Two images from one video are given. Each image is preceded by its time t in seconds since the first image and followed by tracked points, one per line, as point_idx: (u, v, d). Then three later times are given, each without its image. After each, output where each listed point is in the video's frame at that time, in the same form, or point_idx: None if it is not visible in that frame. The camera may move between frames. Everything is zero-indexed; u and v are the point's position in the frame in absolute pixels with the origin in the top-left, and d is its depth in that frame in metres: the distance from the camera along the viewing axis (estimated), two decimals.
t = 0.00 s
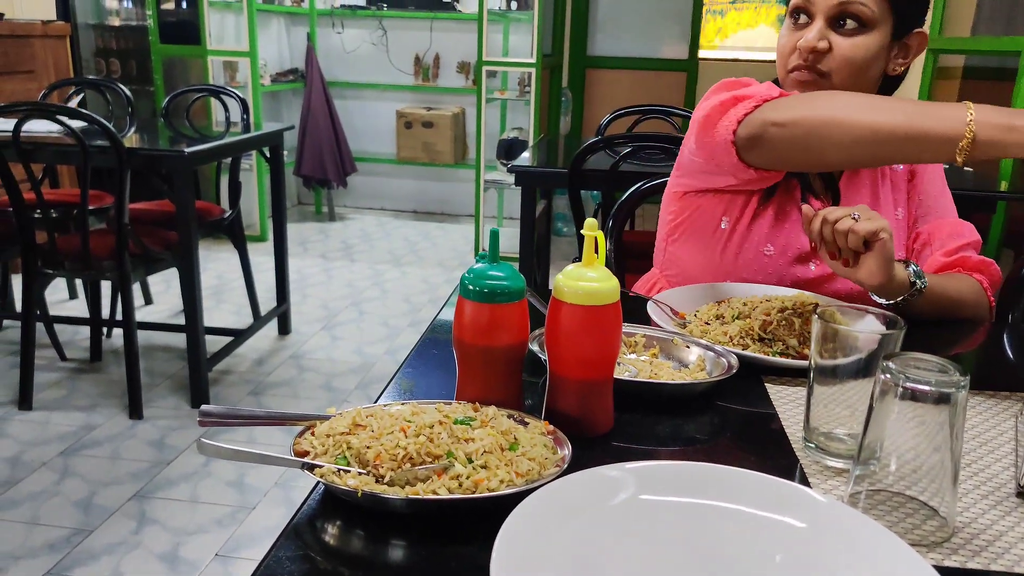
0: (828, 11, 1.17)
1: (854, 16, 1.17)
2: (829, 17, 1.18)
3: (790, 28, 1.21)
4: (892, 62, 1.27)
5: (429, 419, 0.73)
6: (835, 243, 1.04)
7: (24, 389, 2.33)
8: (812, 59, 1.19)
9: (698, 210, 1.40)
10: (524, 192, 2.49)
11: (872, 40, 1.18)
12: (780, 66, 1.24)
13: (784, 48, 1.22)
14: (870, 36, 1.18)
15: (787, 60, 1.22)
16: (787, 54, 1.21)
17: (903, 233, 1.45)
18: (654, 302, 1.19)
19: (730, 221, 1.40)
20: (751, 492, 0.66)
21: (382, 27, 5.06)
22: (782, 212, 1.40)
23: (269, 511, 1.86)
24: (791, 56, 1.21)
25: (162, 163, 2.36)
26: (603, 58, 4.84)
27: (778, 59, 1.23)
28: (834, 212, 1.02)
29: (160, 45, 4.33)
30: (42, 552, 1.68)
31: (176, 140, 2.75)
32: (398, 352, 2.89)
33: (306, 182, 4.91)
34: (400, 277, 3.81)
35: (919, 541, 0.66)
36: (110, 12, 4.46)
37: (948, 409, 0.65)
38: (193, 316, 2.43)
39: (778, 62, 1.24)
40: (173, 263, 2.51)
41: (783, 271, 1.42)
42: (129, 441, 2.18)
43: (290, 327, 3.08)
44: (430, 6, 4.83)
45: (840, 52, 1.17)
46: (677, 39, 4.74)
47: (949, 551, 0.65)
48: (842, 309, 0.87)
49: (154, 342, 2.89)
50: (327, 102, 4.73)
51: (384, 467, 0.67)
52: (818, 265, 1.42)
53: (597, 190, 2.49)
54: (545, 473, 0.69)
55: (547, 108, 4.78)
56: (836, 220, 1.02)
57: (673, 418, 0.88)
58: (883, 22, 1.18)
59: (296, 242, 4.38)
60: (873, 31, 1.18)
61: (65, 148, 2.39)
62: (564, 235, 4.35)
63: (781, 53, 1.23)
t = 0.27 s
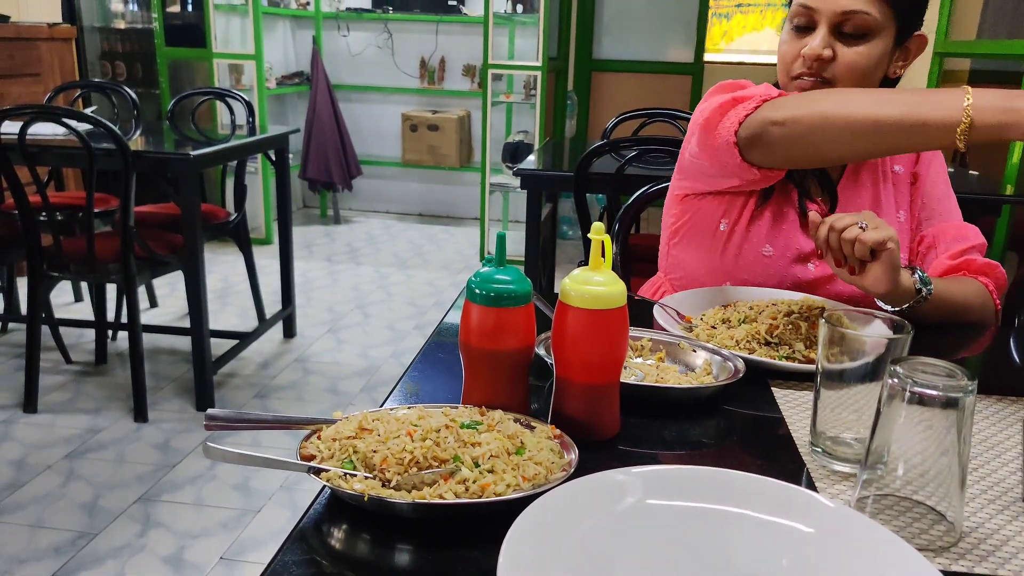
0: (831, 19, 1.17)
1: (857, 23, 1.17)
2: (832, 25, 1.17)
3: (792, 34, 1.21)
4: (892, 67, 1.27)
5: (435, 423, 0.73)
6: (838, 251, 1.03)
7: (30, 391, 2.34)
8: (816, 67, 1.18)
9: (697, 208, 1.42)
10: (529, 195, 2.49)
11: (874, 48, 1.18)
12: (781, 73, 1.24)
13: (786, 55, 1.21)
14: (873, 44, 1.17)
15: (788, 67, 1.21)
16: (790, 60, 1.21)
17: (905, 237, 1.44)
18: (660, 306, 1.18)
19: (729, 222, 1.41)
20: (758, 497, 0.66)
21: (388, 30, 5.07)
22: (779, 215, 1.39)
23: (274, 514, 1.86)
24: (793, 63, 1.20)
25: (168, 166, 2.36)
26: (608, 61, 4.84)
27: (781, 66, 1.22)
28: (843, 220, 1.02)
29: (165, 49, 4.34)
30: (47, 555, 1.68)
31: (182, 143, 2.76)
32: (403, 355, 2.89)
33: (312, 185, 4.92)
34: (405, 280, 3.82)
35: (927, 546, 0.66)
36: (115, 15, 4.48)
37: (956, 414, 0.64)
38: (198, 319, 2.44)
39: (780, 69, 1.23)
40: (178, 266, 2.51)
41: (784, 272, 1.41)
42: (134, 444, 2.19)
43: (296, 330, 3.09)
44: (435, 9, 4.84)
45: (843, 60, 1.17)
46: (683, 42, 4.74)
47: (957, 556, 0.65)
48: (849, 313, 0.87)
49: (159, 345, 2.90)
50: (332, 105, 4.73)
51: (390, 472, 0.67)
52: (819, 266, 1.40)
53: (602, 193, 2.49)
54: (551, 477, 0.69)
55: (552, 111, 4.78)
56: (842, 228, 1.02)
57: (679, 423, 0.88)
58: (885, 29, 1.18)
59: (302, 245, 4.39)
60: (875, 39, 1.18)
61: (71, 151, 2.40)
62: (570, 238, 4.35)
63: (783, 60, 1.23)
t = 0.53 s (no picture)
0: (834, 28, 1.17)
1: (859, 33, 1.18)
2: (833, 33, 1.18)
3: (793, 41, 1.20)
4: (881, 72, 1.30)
5: (435, 429, 0.73)
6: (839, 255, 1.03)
7: (29, 397, 2.34)
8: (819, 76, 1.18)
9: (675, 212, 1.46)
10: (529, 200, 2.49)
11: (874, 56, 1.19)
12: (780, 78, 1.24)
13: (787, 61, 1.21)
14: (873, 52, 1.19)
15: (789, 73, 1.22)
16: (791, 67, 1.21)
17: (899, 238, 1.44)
18: (660, 312, 1.18)
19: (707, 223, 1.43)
20: (759, 503, 0.66)
21: (389, 35, 5.08)
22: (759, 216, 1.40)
23: (274, 520, 1.86)
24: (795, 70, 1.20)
25: (169, 171, 2.36)
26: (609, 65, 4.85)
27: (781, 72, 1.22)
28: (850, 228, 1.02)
29: (166, 53, 4.35)
30: (46, 562, 1.68)
31: (182, 147, 2.76)
32: (403, 359, 2.89)
33: (312, 189, 4.92)
34: (405, 284, 3.82)
35: (928, 551, 0.65)
36: (116, 19, 4.50)
37: (956, 418, 0.64)
38: (198, 323, 2.44)
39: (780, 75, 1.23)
40: (178, 271, 2.52)
41: (762, 271, 1.41)
42: (133, 449, 2.19)
43: (296, 334, 3.09)
44: (436, 14, 4.85)
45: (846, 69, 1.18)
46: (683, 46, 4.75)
47: (958, 562, 0.65)
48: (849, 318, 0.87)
49: (159, 350, 2.90)
50: (333, 109, 4.74)
51: (390, 478, 0.67)
52: (800, 265, 1.40)
53: (603, 197, 2.49)
54: (551, 483, 0.69)
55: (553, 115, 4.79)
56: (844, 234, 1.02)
57: (679, 428, 0.88)
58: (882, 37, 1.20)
59: (302, 249, 4.40)
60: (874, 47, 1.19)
61: (72, 156, 2.40)
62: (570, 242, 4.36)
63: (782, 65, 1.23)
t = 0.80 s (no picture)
0: (805, 42, 1.19)
1: (831, 50, 1.19)
2: (805, 47, 1.19)
3: (763, 53, 1.22)
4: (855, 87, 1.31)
5: (438, 451, 0.73)
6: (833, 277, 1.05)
7: (33, 415, 2.33)
8: (790, 89, 1.20)
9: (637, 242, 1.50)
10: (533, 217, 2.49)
11: (845, 71, 1.20)
12: (750, 88, 1.25)
13: (755, 73, 1.23)
14: (844, 67, 1.20)
15: (758, 85, 1.24)
16: (760, 79, 1.23)
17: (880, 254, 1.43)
18: (664, 331, 1.18)
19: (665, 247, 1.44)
20: (765, 526, 0.65)
21: (393, 53, 5.12)
22: (715, 236, 1.41)
23: (276, 539, 1.85)
24: (764, 82, 1.22)
25: (175, 189, 2.37)
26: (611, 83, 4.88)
27: (753, 83, 1.24)
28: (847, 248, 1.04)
29: (173, 73, 4.40)
30: None
31: (188, 165, 2.78)
32: (406, 376, 2.88)
33: (317, 206, 4.94)
34: (409, 301, 3.82)
35: None
36: (125, 39, 4.55)
37: (964, 440, 0.64)
38: (202, 341, 2.44)
39: (750, 86, 1.25)
40: (183, 288, 2.52)
41: (717, 290, 1.40)
42: (136, 467, 2.18)
43: (300, 351, 3.09)
44: (440, 32, 4.89)
45: (816, 83, 1.19)
46: (685, 63, 4.77)
47: None
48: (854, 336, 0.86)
49: (163, 367, 2.90)
50: (338, 127, 4.77)
51: (393, 500, 0.66)
52: (756, 283, 1.39)
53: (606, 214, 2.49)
54: (555, 506, 0.68)
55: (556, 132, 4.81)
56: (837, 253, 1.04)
57: (684, 449, 0.87)
58: (856, 52, 1.21)
59: (306, 266, 4.41)
60: (846, 62, 1.20)
61: (79, 174, 2.41)
62: (573, 258, 4.36)
63: (751, 78, 1.25)
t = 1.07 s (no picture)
0: (765, 62, 1.22)
1: (792, 65, 1.22)
2: (766, 67, 1.22)
3: (723, 78, 1.25)
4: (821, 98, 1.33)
5: (450, 480, 0.72)
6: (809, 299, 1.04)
7: (48, 437, 2.34)
8: (756, 109, 1.23)
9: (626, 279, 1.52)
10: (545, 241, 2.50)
11: (809, 86, 1.23)
12: (717, 113, 1.29)
13: (719, 98, 1.27)
14: (807, 82, 1.23)
15: (723, 109, 1.27)
16: (723, 103, 1.26)
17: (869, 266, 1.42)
18: (678, 358, 1.17)
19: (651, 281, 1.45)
20: (783, 559, 0.64)
21: (406, 79, 5.18)
22: (698, 266, 1.41)
23: (287, 564, 1.84)
24: (729, 105, 1.26)
25: (189, 214, 2.40)
26: (622, 107, 4.91)
27: (721, 106, 1.27)
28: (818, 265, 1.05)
29: (191, 99, 4.46)
30: None
31: (203, 189, 2.80)
32: (418, 400, 2.88)
33: (330, 230, 4.98)
34: (421, 324, 3.82)
35: None
36: (144, 66, 4.63)
37: (986, 472, 0.62)
38: (216, 364, 2.44)
39: (716, 111, 1.29)
40: (197, 311, 2.53)
41: (704, 321, 1.41)
42: (148, 491, 2.18)
43: (312, 374, 3.09)
44: (452, 58, 4.95)
45: (780, 101, 1.22)
46: (696, 88, 4.80)
47: None
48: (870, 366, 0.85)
49: (176, 390, 2.90)
50: (351, 151, 4.81)
51: (404, 530, 0.66)
52: (744, 311, 1.40)
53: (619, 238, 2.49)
54: (568, 537, 0.67)
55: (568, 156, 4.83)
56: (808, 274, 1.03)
57: (700, 478, 0.86)
58: (817, 66, 1.23)
59: (319, 289, 4.42)
60: (809, 76, 1.23)
61: (97, 198, 2.44)
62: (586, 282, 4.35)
63: (716, 103, 1.28)
